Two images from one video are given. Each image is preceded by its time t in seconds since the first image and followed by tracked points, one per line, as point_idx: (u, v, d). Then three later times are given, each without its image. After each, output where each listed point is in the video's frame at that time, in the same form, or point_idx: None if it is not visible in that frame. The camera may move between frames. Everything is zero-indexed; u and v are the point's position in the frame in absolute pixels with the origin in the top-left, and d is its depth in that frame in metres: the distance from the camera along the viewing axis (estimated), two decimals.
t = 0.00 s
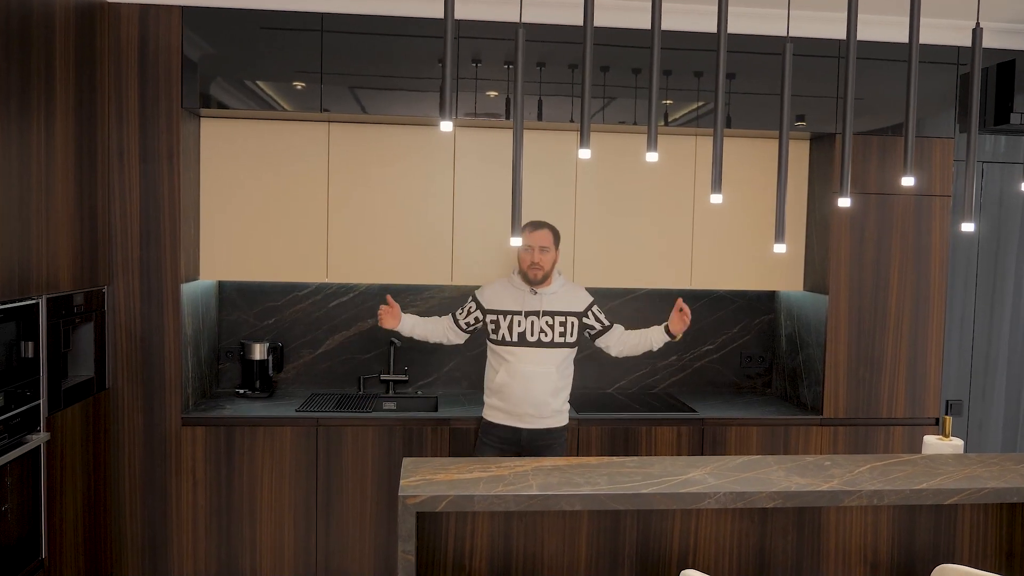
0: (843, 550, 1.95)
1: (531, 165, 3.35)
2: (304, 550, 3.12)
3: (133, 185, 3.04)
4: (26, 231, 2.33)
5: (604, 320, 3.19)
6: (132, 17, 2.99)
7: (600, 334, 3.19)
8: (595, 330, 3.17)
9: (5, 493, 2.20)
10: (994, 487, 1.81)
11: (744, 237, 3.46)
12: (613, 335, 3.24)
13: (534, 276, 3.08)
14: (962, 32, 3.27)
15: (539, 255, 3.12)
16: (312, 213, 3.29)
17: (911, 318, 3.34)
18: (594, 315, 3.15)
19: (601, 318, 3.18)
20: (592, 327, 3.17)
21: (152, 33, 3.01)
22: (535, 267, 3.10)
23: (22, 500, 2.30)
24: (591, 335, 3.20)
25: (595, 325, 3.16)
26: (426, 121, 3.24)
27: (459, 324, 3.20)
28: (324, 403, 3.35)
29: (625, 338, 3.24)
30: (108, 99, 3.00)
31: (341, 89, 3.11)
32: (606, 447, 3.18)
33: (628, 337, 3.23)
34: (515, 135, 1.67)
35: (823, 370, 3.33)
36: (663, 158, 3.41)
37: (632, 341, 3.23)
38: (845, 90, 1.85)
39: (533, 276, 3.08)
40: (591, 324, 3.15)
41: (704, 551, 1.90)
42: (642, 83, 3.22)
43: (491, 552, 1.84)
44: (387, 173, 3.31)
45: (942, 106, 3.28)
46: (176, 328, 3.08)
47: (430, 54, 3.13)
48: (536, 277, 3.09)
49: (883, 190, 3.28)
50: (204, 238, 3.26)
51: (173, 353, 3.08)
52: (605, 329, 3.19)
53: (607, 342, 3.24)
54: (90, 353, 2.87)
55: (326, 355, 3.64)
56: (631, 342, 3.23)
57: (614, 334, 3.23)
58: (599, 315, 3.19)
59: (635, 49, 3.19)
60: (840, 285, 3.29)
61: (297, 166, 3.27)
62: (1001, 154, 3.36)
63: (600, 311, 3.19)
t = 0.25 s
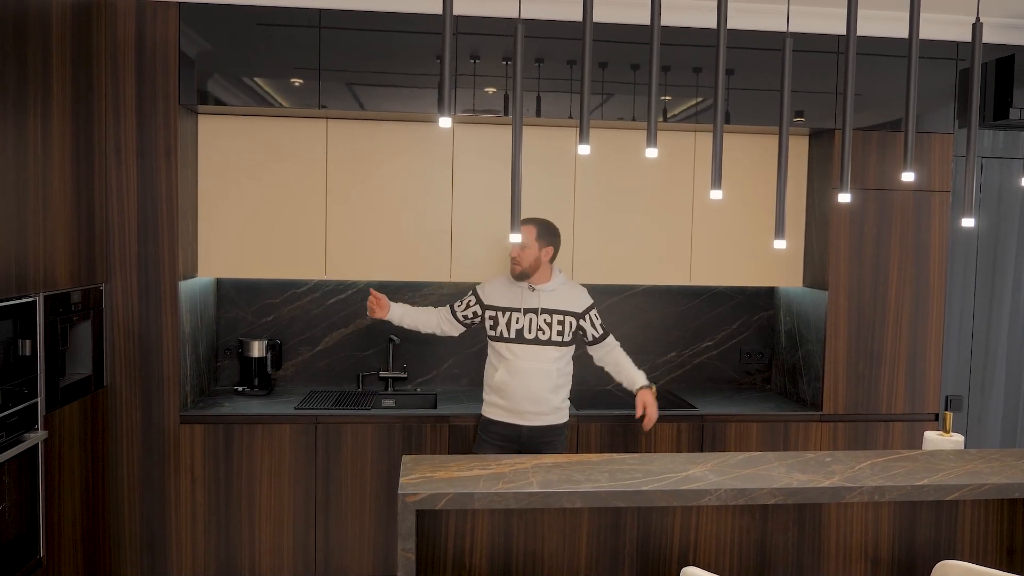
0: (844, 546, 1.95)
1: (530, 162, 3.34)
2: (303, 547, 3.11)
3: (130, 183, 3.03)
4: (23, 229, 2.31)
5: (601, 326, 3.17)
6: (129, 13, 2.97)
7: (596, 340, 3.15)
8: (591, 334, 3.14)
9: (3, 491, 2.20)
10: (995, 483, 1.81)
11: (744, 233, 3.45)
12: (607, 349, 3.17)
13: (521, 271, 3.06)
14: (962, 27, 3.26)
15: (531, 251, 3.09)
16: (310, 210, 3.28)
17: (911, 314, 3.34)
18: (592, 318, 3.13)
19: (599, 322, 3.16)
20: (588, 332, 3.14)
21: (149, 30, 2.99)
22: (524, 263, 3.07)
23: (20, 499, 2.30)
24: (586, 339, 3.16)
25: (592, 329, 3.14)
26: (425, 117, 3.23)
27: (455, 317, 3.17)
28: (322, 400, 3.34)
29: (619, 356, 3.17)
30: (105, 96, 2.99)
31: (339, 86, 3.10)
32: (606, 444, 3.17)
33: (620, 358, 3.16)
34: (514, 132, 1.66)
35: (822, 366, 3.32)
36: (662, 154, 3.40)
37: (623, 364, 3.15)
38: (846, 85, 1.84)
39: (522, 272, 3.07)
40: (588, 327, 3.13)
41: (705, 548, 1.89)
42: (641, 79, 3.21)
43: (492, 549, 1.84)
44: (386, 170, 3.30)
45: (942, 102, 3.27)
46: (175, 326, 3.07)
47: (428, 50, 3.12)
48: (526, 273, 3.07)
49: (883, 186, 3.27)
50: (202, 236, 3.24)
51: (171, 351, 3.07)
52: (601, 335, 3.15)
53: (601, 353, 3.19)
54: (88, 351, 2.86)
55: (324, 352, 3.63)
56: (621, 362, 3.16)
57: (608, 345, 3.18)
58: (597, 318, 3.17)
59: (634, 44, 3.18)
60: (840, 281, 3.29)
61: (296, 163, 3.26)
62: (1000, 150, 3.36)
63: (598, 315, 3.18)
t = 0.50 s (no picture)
0: (843, 542, 1.95)
1: (527, 159, 3.33)
2: (302, 546, 3.11)
3: (126, 182, 3.01)
4: (18, 228, 2.30)
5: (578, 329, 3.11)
6: (123, 10, 2.96)
7: (569, 343, 3.09)
8: (564, 336, 3.09)
9: None
10: (995, 479, 1.81)
11: (742, 230, 3.45)
12: (572, 358, 3.09)
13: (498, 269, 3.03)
14: (960, 23, 3.26)
15: (510, 249, 3.01)
16: (307, 208, 3.27)
17: (909, 310, 3.34)
18: (568, 319, 3.08)
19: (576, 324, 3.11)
20: (561, 334, 3.09)
21: (144, 27, 2.98)
22: (502, 261, 3.02)
23: (17, 500, 2.29)
24: (560, 342, 3.10)
25: (566, 331, 3.08)
26: (422, 115, 3.21)
27: (439, 308, 3.22)
28: (320, 399, 3.33)
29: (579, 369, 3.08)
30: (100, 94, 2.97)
31: (335, 83, 3.09)
32: (604, 441, 3.17)
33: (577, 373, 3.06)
34: (512, 129, 1.66)
35: (820, 363, 3.32)
36: (660, 151, 3.40)
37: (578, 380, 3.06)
38: (843, 81, 1.83)
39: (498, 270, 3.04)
40: (562, 328, 3.08)
41: (705, 545, 1.89)
42: (639, 76, 3.20)
43: (490, 548, 1.83)
44: (382, 167, 3.29)
45: (939, 98, 3.27)
46: (171, 325, 3.06)
47: (425, 47, 3.11)
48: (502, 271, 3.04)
49: (881, 182, 3.27)
50: (198, 234, 3.23)
51: (168, 350, 3.06)
52: (573, 338, 3.09)
53: (564, 360, 3.10)
54: (85, 350, 2.85)
55: (322, 351, 3.62)
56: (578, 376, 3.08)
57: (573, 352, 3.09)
58: (576, 320, 3.11)
59: (631, 41, 3.18)
60: (838, 277, 3.29)
61: (292, 161, 3.25)
62: (998, 146, 3.36)
63: (576, 317, 3.11)
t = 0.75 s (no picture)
0: (841, 538, 1.95)
1: (525, 156, 3.32)
2: (300, 545, 3.10)
3: (122, 180, 3.00)
4: (13, 227, 2.29)
5: (553, 322, 3.07)
6: (118, 8, 2.94)
7: (544, 337, 3.06)
8: (540, 331, 3.05)
9: None
10: (994, 476, 1.81)
11: (740, 227, 3.45)
12: (551, 352, 3.07)
13: (485, 266, 3.00)
14: (957, 19, 3.26)
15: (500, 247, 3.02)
16: (304, 206, 3.26)
17: (907, 306, 3.34)
18: (543, 313, 3.05)
19: (552, 319, 3.07)
20: (535, 328, 3.05)
21: (140, 25, 2.96)
22: (492, 258, 3.00)
23: (14, 500, 2.28)
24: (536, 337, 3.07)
25: (541, 326, 3.05)
26: (419, 112, 3.21)
27: (414, 300, 3.20)
28: (318, 397, 3.32)
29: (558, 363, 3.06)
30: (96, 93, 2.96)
31: (332, 81, 3.08)
32: (602, 439, 3.17)
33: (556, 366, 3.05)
34: (510, 127, 1.66)
35: (818, 360, 3.32)
36: (657, 148, 3.39)
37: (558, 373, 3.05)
38: (841, 77, 1.83)
39: (484, 266, 3.01)
40: (536, 324, 3.05)
41: (704, 543, 1.89)
42: (636, 73, 3.19)
43: (490, 546, 1.83)
44: (378, 165, 3.28)
45: (937, 94, 3.27)
46: (168, 323, 3.05)
47: (422, 45, 3.10)
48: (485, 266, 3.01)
49: (878, 178, 3.27)
50: (195, 233, 3.22)
51: (165, 349, 3.05)
52: (548, 333, 3.06)
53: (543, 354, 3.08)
54: (82, 349, 2.84)
55: (320, 349, 3.62)
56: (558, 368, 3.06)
57: (553, 345, 3.07)
58: (551, 314, 3.08)
59: (629, 38, 3.17)
60: (836, 274, 3.29)
61: (288, 159, 3.24)
62: (995, 142, 3.36)
63: (551, 311, 3.08)
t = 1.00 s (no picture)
0: (836, 536, 1.95)
1: (520, 154, 3.32)
2: (295, 543, 3.10)
3: (115, 178, 2.99)
4: (7, 225, 2.28)
5: (532, 314, 3.09)
6: (111, 4, 2.92)
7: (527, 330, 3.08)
8: (522, 324, 3.07)
9: None
10: (988, 474, 1.82)
11: (735, 225, 3.45)
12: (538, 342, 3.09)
13: (467, 265, 3.00)
14: (951, 18, 3.26)
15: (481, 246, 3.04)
16: (298, 204, 3.25)
17: (901, 305, 3.34)
18: (523, 306, 3.07)
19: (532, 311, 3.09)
20: (517, 322, 3.07)
21: (133, 22, 2.95)
22: (474, 257, 3.01)
23: (8, 499, 2.27)
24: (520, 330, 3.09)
25: (522, 319, 3.07)
26: (414, 110, 3.20)
27: (389, 310, 3.16)
28: (313, 396, 3.32)
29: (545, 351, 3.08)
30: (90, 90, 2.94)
31: (327, 79, 3.06)
32: (597, 437, 3.17)
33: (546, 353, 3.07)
34: (505, 125, 1.65)
35: (813, 358, 3.33)
36: (652, 147, 3.39)
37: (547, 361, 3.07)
38: (836, 76, 1.83)
39: (466, 265, 3.01)
40: (517, 318, 3.06)
41: (699, 541, 1.89)
42: (632, 72, 3.19)
43: (485, 544, 1.83)
44: (372, 163, 3.27)
45: (931, 93, 3.28)
46: (162, 322, 3.04)
47: (417, 43, 3.09)
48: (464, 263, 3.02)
49: (873, 176, 3.28)
50: (189, 231, 3.21)
51: (159, 347, 3.04)
52: (530, 325, 3.08)
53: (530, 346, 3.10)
54: (76, 348, 2.82)
55: (315, 347, 3.61)
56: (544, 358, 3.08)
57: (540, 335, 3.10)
58: (530, 306, 3.10)
59: (625, 36, 3.17)
60: (831, 272, 3.29)
61: (283, 157, 3.22)
62: (989, 141, 3.37)
63: (530, 303, 3.10)
